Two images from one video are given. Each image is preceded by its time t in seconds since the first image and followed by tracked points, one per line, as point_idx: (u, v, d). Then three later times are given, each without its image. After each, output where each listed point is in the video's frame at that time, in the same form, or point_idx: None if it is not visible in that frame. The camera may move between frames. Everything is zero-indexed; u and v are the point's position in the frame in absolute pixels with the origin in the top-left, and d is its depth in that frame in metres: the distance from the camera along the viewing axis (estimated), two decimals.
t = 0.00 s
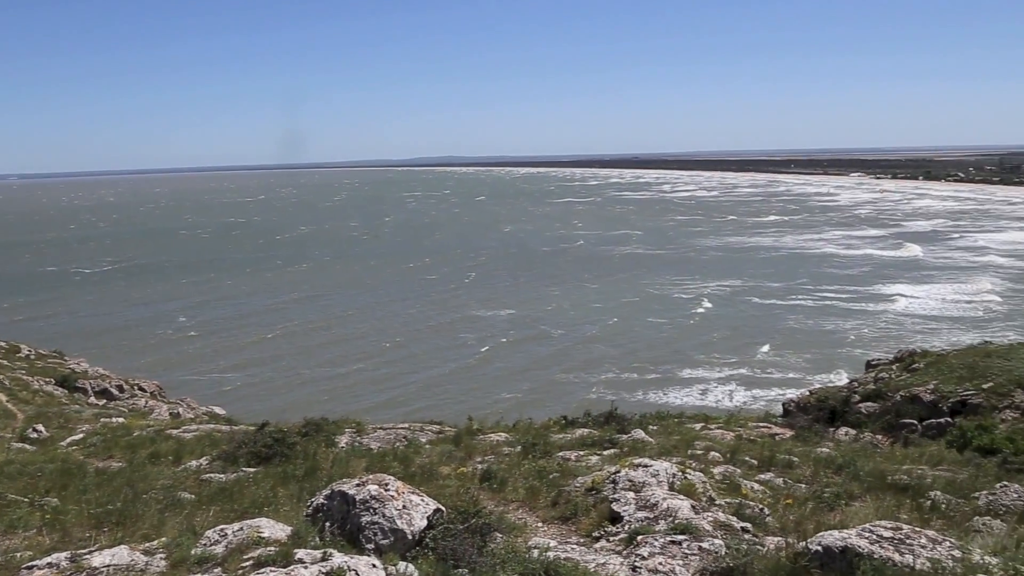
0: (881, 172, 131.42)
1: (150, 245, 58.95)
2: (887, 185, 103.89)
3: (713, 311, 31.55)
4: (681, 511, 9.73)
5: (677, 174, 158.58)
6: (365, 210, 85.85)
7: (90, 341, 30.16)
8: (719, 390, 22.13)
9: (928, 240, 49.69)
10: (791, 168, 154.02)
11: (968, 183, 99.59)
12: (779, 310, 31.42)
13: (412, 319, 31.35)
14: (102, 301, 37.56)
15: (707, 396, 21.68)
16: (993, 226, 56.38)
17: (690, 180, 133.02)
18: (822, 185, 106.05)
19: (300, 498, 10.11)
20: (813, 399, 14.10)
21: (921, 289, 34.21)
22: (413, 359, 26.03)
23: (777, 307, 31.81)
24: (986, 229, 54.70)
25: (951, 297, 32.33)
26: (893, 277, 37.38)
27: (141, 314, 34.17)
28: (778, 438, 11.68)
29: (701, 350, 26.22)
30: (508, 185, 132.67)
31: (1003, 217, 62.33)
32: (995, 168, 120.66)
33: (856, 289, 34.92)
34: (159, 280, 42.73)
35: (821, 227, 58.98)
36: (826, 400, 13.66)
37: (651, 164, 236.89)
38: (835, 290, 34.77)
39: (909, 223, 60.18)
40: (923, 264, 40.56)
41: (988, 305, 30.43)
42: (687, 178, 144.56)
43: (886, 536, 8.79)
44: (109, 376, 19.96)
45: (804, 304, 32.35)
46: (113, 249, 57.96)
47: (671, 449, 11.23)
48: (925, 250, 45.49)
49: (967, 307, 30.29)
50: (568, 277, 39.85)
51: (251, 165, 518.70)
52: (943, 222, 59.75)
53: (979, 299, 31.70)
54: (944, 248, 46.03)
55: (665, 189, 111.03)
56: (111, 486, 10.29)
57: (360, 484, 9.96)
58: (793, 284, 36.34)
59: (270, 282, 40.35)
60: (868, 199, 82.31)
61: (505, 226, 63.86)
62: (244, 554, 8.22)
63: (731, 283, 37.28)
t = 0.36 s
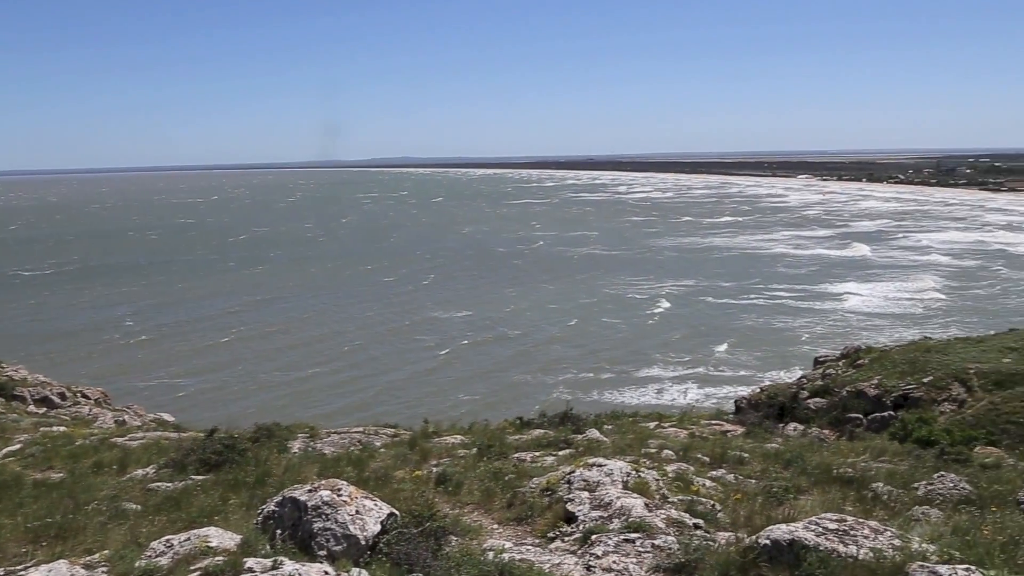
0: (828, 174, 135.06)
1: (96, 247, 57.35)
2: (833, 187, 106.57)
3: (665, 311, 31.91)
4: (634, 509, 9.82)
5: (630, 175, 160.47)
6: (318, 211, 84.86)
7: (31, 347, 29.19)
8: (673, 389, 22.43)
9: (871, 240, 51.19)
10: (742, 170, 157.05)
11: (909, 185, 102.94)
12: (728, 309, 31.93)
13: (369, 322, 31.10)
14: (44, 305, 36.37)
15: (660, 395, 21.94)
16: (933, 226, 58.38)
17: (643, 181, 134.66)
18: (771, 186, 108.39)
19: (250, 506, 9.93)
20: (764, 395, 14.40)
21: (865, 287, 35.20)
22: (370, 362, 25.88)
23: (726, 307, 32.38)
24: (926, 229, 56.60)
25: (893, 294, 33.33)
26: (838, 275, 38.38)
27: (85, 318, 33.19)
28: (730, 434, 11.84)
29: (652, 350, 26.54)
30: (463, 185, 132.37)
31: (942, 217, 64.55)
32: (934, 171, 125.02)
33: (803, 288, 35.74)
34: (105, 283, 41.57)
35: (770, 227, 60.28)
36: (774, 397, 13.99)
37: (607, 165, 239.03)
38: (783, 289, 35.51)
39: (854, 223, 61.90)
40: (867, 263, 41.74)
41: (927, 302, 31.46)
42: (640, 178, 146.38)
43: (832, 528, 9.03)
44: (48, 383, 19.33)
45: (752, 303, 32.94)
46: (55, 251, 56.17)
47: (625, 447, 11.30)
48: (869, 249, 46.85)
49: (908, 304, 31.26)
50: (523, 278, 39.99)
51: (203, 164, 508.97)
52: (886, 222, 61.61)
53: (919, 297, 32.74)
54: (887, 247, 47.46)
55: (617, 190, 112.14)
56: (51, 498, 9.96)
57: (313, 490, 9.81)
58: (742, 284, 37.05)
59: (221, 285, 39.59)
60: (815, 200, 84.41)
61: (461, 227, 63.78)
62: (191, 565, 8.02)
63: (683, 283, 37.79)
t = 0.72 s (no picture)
0: (783, 175, 137.49)
1: (49, 255, 56.14)
2: (789, 188, 108.51)
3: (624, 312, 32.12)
4: (593, 511, 9.84)
5: (590, 178, 161.47)
6: (278, 215, 84.06)
7: None
8: (632, 389, 22.60)
9: (825, 240, 52.24)
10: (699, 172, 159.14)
11: (862, 186, 105.26)
12: (685, 310, 32.19)
13: (334, 327, 30.91)
14: None
15: (619, 396, 22.10)
16: (884, 226, 59.75)
17: (602, 184, 135.78)
18: (730, 188, 109.91)
19: (206, 514, 9.80)
20: (720, 395, 14.49)
21: (818, 286, 35.80)
22: (338, 367, 25.71)
23: (673, 307, 32.82)
24: (878, 229, 57.91)
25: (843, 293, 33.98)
26: (793, 275, 39.02)
27: (42, 328, 32.51)
28: (687, 434, 11.90)
29: (612, 351, 26.73)
30: (423, 188, 132.00)
31: (893, 218, 66.10)
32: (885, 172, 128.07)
33: (759, 288, 36.20)
34: (61, 292, 40.78)
35: (726, 228, 61.09)
36: (730, 396, 14.08)
37: (571, 168, 240.15)
38: (739, 289, 35.94)
39: (807, 223, 63.02)
40: (822, 262, 42.51)
41: (879, 301, 32.12)
42: (600, 181, 147.41)
43: (786, 526, 9.14)
44: None
45: (710, 303, 33.25)
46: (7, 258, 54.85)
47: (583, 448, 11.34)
48: (824, 249, 47.74)
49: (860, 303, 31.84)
50: (482, 281, 40.13)
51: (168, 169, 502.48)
52: (839, 222, 62.82)
53: (872, 296, 33.41)
54: (841, 247, 48.44)
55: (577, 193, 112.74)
56: None
57: (269, 498, 9.69)
58: (693, 284, 37.52)
59: (181, 292, 39.06)
60: (772, 202, 85.82)
61: (420, 230, 63.59)
62: None
63: (642, 284, 38.06)
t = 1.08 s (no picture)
0: (739, 177, 139.70)
1: None
2: (747, 190, 110.11)
3: (581, 315, 32.27)
4: (550, 513, 9.83)
5: (551, 182, 162.00)
6: (236, 220, 82.96)
7: None
8: (591, 391, 22.72)
9: (780, 242, 53.11)
10: (659, 176, 160.69)
11: (816, 189, 107.35)
12: (641, 312, 32.43)
13: (298, 332, 30.70)
14: None
15: (577, 399, 22.20)
16: (837, 228, 60.99)
17: (562, 187, 136.39)
18: (689, 191, 111.13)
19: (158, 525, 9.66)
20: (676, 396, 14.60)
21: (772, 287, 36.36)
22: (303, 373, 25.56)
23: (631, 309, 33.11)
24: (830, 230, 59.09)
25: (797, 293, 34.57)
26: (749, 276, 39.57)
27: None
28: (644, 435, 11.94)
29: (572, 353, 26.86)
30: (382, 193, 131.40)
31: (846, 219, 67.48)
32: (838, 175, 130.82)
33: (714, 289, 36.63)
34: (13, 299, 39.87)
35: (684, 230, 61.78)
36: (686, 396, 14.19)
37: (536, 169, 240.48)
38: (696, 291, 36.34)
39: (763, 226, 64.06)
40: (778, 263, 43.19)
41: (833, 301, 32.73)
42: (560, 184, 148.05)
43: (740, 524, 9.24)
44: None
45: (667, 305, 33.53)
46: None
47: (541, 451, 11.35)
48: (781, 250, 48.53)
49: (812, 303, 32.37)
50: (444, 284, 40.16)
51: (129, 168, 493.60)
52: (794, 225, 63.93)
53: (825, 296, 34.04)
54: (796, 248, 49.32)
55: (539, 196, 112.98)
56: None
57: (222, 506, 9.49)
58: (650, 286, 37.87)
59: (139, 298, 38.47)
60: (730, 204, 86.96)
61: (380, 235, 63.20)
62: None
63: (600, 287, 38.27)
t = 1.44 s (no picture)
0: (698, 180, 141.69)
1: None
2: (709, 192, 111.43)
3: (546, 318, 32.32)
4: (513, 516, 9.77)
5: (515, 184, 162.40)
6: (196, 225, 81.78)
7: None
8: (554, 395, 22.77)
9: (740, 243, 53.78)
10: (620, 179, 161.81)
11: (775, 191, 109.16)
12: (604, 314, 32.61)
13: (264, 339, 30.38)
14: None
15: (540, 402, 22.24)
16: (795, 229, 62.06)
17: (526, 190, 136.77)
18: (653, 194, 112.17)
19: (113, 536, 9.48)
20: (638, 397, 14.69)
21: (734, 288, 36.81)
22: (269, 380, 25.32)
23: (594, 311, 33.29)
24: (789, 232, 60.03)
25: (757, 294, 35.01)
26: (712, 277, 40.03)
27: None
28: (606, 437, 11.91)
29: (537, 356, 26.91)
30: (344, 196, 130.28)
31: (806, 220, 68.68)
32: (796, 178, 133.23)
33: (677, 291, 36.97)
34: None
35: (648, 233, 62.31)
36: (648, 397, 14.27)
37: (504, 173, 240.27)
38: (657, 293, 36.62)
39: (724, 227, 64.92)
40: (740, 265, 43.77)
41: (793, 301, 33.23)
42: (524, 187, 148.45)
43: (701, 523, 9.29)
44: None
45: (631, 307, 33.75)
46: None
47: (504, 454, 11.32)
48: (743, 252, 49.21)
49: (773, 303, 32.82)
50: (408, 288, 40.06)
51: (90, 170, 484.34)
52: (754, 227, 64.88)
53: (784, 297, 34.55)
54: (758, 250, 50.02)
55: (503, 198, 113.05)
56: None
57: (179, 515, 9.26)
58: (611, 289, 38.06)
59: (98, 305, 37.76)
60: (693, 207, 87.97)
61: (343, 239, 62.72)
62: None
63: (564, 290, 38.40)
